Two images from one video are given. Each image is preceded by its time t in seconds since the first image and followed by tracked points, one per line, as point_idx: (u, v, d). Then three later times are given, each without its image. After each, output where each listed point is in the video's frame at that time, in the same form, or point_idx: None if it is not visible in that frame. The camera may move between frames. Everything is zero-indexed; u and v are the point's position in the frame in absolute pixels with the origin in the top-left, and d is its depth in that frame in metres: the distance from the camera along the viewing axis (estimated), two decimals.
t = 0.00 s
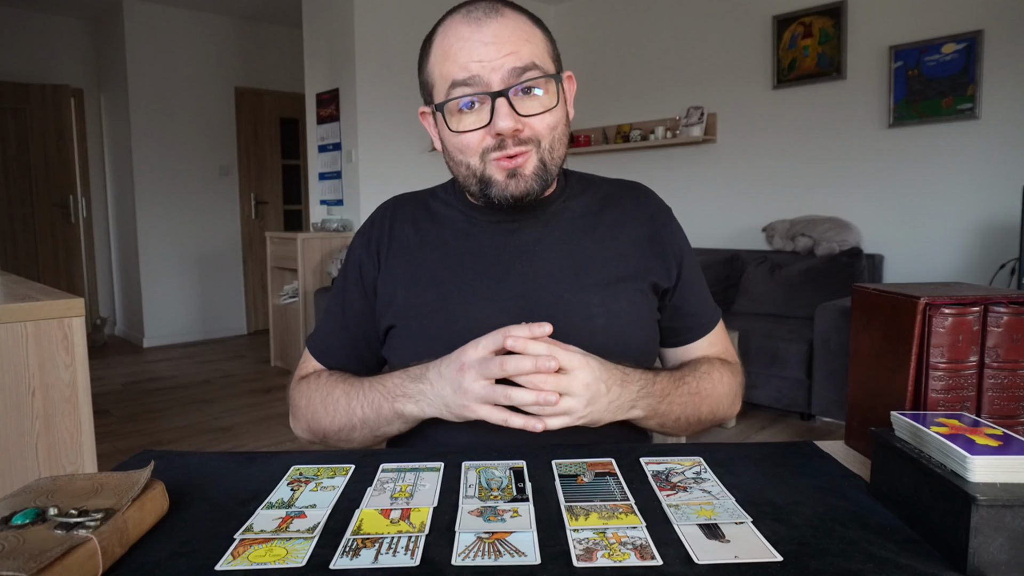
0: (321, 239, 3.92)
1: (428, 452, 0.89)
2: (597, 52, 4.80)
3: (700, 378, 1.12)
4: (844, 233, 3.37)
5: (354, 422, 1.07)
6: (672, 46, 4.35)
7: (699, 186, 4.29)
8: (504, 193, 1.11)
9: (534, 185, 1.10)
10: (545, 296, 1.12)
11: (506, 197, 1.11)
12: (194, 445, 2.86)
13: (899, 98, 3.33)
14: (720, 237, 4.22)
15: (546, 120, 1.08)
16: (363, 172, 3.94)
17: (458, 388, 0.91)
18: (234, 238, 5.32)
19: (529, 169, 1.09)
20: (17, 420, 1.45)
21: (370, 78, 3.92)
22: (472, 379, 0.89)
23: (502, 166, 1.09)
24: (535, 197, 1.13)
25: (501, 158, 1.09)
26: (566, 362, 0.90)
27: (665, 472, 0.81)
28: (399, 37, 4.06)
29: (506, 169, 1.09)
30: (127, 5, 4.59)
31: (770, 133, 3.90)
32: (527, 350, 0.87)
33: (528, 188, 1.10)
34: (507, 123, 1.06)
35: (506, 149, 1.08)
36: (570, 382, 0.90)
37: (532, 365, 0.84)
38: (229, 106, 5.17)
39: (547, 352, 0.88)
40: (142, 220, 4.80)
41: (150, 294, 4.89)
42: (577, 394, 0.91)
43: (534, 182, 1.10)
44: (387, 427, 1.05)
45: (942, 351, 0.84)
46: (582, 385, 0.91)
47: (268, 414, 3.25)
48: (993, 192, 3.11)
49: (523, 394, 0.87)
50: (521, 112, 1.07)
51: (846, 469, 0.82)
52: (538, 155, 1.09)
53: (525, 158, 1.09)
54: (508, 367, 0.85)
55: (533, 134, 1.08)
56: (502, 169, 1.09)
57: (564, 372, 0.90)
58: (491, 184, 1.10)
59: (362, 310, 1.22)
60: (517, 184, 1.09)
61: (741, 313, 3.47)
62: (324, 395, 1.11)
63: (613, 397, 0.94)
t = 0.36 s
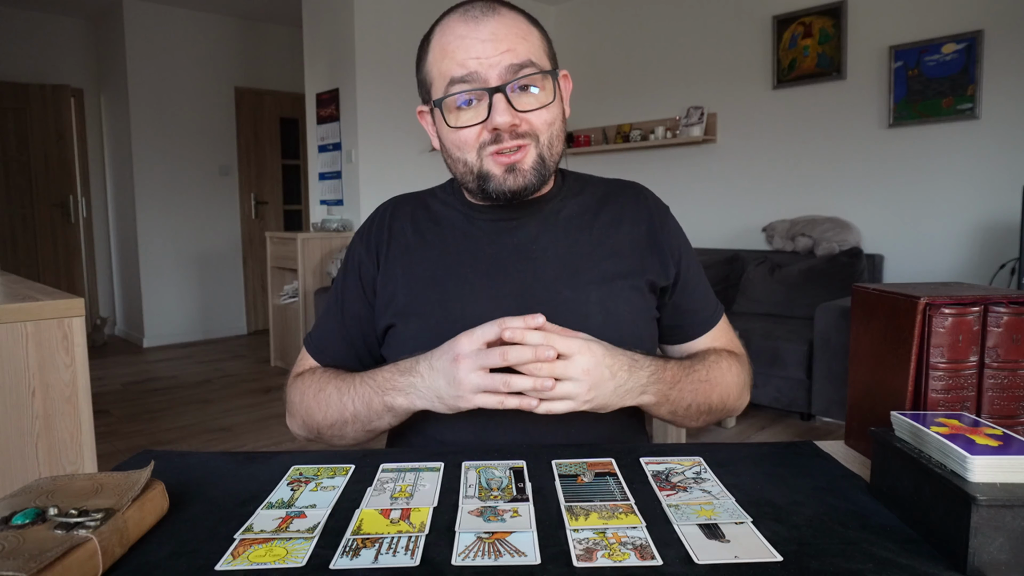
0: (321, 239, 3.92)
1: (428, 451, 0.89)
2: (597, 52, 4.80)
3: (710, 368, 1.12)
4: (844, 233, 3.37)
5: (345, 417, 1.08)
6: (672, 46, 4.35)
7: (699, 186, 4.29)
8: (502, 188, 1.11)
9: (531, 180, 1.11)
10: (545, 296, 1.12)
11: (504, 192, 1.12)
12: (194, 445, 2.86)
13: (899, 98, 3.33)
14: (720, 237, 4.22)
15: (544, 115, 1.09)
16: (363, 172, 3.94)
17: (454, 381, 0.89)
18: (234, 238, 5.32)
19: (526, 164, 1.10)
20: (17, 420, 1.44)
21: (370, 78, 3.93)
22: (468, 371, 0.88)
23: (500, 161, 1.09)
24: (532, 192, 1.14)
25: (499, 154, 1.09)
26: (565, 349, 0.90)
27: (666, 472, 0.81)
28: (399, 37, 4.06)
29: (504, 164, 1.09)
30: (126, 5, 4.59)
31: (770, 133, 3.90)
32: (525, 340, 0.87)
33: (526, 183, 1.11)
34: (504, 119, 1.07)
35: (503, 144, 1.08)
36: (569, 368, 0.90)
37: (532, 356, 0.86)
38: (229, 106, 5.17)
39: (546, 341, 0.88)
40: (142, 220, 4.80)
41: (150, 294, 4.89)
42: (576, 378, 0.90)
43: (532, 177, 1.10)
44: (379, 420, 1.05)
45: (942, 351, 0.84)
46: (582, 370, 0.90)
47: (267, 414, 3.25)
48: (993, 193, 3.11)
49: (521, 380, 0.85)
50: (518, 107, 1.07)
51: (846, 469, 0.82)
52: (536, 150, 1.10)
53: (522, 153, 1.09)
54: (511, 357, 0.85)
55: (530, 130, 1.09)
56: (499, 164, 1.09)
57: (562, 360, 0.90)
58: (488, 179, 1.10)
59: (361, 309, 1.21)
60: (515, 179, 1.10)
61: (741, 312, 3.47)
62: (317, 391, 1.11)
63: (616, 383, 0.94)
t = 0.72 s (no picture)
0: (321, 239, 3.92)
1: (428, 452, 0.89)
2: (597, 52, 4.80)
3: (728, 359, 1.13)
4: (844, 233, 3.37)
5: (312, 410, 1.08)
6: (672, 46, 4.35)
7: (699, 186, 4.29)
8: (502, 188, 1.11)
9: (531, 180, 1.10)
10: (546, 296, 1.13)
11: (504, 193, 1.11)
12: (194, 445, 2.86)
13: (899, 98, 3.33)
14: (719, 237, 4.23)
15: (543, 116, 1.09)
16: (363, 172, 3.94)
17: (393, 375, 0.83)
18: (234, 238, 5.32)
19: (526, 165, 1.10)
20: (17, 420, 1.45)
21: (370, 78, 3.93)
22: (403, 366, 0.81)
23: (500, 162, 1.09)
24: (531, 193, 1.13)
25: (498, 154, 1.09)
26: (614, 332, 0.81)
27: (665, 472, 0.81)
28: (399, 37, 4.06)
29: (504, 165, 1.09)
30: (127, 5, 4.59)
31: (770, 133, 3.90)
32: (574, 323, 0.77)
33: (526, 184, 1.10)
34: (503, 119, 1.06)
35: (503, 145, 1.08)
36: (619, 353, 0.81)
37: (470, 343, 0.76)
38: (229, 106, 5.17)
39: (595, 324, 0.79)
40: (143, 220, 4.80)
41: (150, 294, 4.89)
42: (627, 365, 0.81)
43: (532, 177, 1.10)
44: (342, 414, 1.04)
45: (942, 351, 0.84)
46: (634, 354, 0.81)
47: (267, 414, 3.25)
48: (993, 193, 3.11)
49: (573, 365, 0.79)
50: (517, 107, 1.07)
51: (846, 469, 0.82)
52: (535, 150, 1.09)
53: (522, 154, 1.09)
54: (448, 348, 0.78)
55: (529, 130, 1.08)
56: (499, 164, 1.09)
57: (611, 341, 0.81)
58: (488, 180, 1.10)
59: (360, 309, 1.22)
60: (515, 179, 1.09)
61: (741, 312, 3.47)
62: (294, 383, 1.14)
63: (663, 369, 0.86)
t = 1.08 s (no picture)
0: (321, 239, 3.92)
1: (428, 452, 0.89)
2: (597, 53, 4.80)
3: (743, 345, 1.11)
4: (844, 233, 3.37)
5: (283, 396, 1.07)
6: (672, 46, 4.35)
7: (699, 187, 4.29)
8: (507, 204, 1.11)
9: (535, 196, 1.11)
10: (548, 296, 1.13)
11: (508, 207, 1.12)
12: (194, 445, 2.86)
13: (899, 98, 3.33)
14: (720, 237, 4.23)
15: (549, 133, 1.08)
16: (363, 172, 3.94)
17: (353, 382, 0.82)
18: (234, 238, 5.32)
19: (531, 182, 1.09)
20: (17, 420, 1.44)
21: (370, 78, 3.93)
22: (363, 374, 0.81)
23: (505, 180, 1.09)
24: (536, 206, 1.14)
25: (504, 172, 1.08)
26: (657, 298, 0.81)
27: (665, 472, 0.81)
28: (399, 37, 4.06)
29: (509, 182, 1.09)
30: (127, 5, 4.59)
31: (771, 133, 3.90)
32: (617, 294, 0.77)
33: (530, 200, 1.11)
34: (510, 138, 1.06)
35: (508, 163, 1.08)
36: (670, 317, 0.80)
37: (434, 358, 0.77)
38: (229, 106, 5.17)
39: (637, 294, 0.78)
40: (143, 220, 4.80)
41: (150, 294, 4.89)
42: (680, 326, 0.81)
43: (536, 194, 1.10)
44: (311, 403, 1.03)
45: (942, 351, 0.84)
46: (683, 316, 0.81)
47: (267, 414, 3.25)
48: (993, 193, 3.11)
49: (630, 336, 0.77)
50: (524, 125, 1.06)
51: (845, 469, 0.82)
52: (540, 167, 1.09)
53: (527, 171, 1.09)
54: (410, 360, 0.78)
55: (535, 147, 1.08)
56: (504, 181, 1.09)
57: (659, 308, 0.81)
58: (494, 196, 1.10)
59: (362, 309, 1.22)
60: (520, 196, 1.09)
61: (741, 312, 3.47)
62: (275, 368, 1.13)
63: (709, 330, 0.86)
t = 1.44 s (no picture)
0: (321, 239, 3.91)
1: (428, 452, 0.89)
2: (597, 53, 4.80)
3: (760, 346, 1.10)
4: (844, 233, 3.37)
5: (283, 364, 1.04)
6: (672, 46, 4.35)
7: (699, 187, 4.29)
8: (522, 215, 1.11)
9: (550, 210, 1.11)
10: (555, 298, 1.13)
11: (523, 218, 1.12)
12: (194, 445, 2.86)
13: (899, 99, 3.33)
14: (719, 238, 4.23)
15: (567, 149, 1.07)
16: (363, 172, 3.94)
17: (376, 335, 0.81)
18: (234, 238, 5.31)
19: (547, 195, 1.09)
20: (16, 421, 1.44)
21: (370, 78, 3.93)
22: (389, 323, 0.79)
23: (521, 193, 1.08)
24: (549, 217, 1.14)
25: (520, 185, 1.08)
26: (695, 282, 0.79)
27: (665, 472, 0.81)
28: (399, 37, 4.06)
29: (524, 196, 1.09)
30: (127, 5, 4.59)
31: (771, 133, 3.89)
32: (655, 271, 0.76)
33: (543, 213, 1.11)
34: (528, 153, 1.04)
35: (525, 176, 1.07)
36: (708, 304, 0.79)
37: (463, 297, 0.77)
38: (229, 106, 5.17)
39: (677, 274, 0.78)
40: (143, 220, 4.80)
41: (150, 294, 4.89)
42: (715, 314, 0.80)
43: (550, 207, 1.11)
44: (315, 371, 1.01)
45: (942, 351, 0.84)
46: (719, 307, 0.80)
47: (267, 414, 3.25)
48: (993, 193, 3.11)
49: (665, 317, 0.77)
50: (543, 141, 1.05)
51: (845, 468, 0.82)
52: (556, 182, 1.09)
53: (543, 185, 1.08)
54: (440, 301, 0.78)
55: (551, 163, 1.07)
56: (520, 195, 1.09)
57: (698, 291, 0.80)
58: (509, 207, 1.11)
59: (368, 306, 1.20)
60: (535, 209, 1.10)
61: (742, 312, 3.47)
62: (272, 340, 1.10)
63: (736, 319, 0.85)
